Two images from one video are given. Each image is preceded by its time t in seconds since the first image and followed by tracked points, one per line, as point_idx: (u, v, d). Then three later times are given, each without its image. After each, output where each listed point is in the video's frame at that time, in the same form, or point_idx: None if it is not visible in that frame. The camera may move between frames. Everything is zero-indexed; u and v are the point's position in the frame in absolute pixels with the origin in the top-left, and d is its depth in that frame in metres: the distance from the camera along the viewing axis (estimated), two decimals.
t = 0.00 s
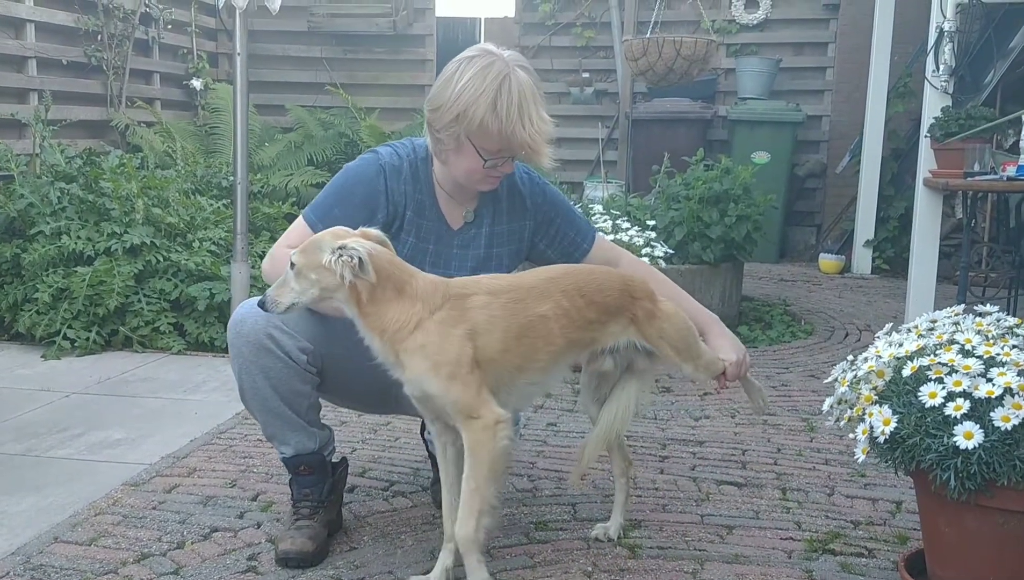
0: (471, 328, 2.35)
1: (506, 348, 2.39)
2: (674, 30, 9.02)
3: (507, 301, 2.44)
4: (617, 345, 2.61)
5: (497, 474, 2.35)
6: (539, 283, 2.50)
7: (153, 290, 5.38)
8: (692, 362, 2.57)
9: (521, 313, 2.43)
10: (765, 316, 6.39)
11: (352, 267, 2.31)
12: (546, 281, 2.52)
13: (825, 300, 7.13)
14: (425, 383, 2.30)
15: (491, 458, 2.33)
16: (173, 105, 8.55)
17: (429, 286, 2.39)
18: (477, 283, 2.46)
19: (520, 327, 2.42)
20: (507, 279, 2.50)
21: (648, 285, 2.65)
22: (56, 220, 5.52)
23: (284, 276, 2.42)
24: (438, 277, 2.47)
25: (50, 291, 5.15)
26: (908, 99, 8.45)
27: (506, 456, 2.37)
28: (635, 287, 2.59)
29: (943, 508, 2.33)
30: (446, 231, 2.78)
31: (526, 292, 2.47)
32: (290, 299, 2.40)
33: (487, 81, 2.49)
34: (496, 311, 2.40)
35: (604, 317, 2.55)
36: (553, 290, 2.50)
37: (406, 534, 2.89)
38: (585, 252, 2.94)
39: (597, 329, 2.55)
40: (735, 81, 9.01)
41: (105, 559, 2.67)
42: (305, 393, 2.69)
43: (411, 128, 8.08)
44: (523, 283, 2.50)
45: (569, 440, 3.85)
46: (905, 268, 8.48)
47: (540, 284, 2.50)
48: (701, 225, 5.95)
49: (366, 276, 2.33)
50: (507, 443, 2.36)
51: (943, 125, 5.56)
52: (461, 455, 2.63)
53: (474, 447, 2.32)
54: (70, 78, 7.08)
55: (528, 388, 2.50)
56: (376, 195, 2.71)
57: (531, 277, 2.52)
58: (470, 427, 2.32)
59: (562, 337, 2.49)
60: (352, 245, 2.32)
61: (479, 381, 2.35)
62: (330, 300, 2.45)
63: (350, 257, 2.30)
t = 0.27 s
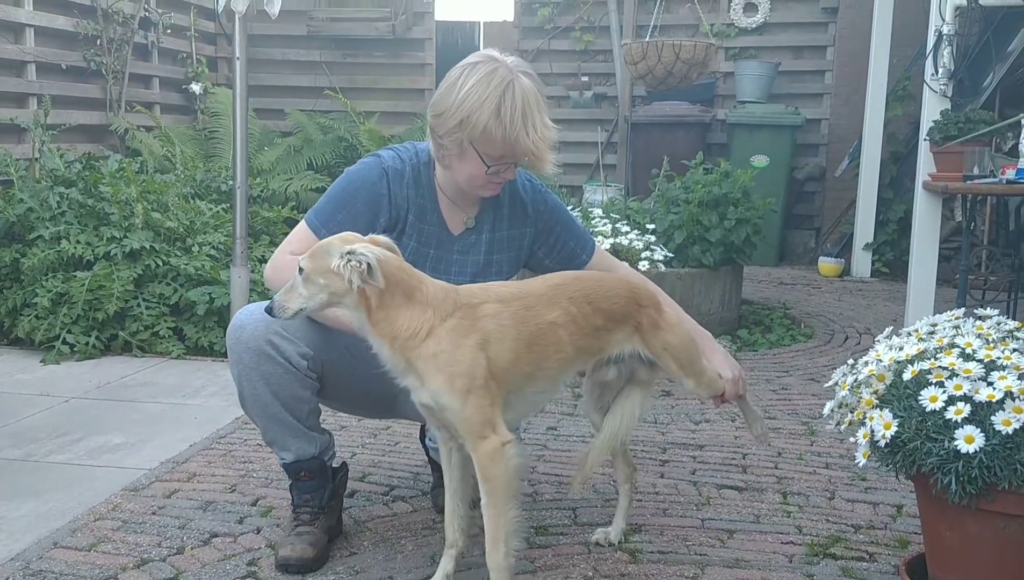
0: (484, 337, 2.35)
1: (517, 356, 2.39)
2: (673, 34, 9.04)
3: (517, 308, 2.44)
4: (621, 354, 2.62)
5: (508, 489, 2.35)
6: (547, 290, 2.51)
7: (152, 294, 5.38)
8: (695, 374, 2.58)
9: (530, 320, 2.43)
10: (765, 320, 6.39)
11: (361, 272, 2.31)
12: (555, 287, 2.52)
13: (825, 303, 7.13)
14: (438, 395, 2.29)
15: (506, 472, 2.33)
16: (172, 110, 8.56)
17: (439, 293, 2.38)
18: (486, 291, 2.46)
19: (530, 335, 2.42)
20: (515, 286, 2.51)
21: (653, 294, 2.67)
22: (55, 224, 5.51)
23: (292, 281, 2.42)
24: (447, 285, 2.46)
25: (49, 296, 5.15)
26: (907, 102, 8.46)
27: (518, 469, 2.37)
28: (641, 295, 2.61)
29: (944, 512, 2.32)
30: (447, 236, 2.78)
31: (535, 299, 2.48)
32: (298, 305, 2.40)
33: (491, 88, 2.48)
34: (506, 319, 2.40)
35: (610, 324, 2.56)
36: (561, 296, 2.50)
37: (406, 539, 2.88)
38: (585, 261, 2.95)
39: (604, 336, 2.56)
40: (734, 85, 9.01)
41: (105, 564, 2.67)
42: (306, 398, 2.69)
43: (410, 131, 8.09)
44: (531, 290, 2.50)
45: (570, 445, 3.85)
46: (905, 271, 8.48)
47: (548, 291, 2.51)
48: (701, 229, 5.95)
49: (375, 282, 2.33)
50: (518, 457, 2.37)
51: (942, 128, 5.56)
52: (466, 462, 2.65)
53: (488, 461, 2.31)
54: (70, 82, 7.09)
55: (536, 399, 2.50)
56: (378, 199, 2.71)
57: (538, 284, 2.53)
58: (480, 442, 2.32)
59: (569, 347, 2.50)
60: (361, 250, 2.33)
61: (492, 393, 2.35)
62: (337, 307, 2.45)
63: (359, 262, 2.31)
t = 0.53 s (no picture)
0: (480, 343, 2.35)
1: (514, 361, 2.39)
2: (674, 37, 9.04)
3: (511, 312, 2.44)
4: (616, 353, 2.61)
5: (510, 495, 2.37)
6: (541, 290, 2.51)
7: (153, 298, 5.38)
8: (690, 375, 2.54)
9: (525, 323, 2.43)
10: (765, 323, 6.40)
11: (350, 278, 2.33)
12: (549, 287, 2.52)
13: (826, 306, 7.13)
14: (437, 405, 2.30)
15: (508, 478, 2.35)
16: (173, 113, 8.56)
17: (432, 298, 2.38)
18: (480, 294, 2.46)
19: (527, 338, 2.42)
20: (510, 288, 2.50)
21: (645, 291, 2.66)
22: (56, 228, 5.52)
23: (287, 288, 2.43)
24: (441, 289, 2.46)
25: (50, 299, 5.15)
26: (907, 106, 8.46)
27: (519, 475, 2.38)
28: (633, 292, 2.60)
29: (946, 516, 2.32)
30: (451, 240, 2.78)
31: (528, 301, 2.47)
32: (294, 309, 2.41)
33: (495, 94, 2.48)
34: (502, 323, 2.40)
35: (604, 322, 2.55)
36: (555, 297, 2.50)
37: (407, 543, 2.88)
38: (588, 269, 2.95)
39: (598, 335, 2.56)
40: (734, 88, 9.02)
41: (105, 568, 2.67)
42: (307, 401, 2.69)
43: (411, 135, 8.08)
44: (526, 292, 2.50)
45: (570, 448, 3.84)
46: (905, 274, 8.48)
47: (540, 292, 2.50)
48: (701, 232, 5.95)
49: (365, 288, 2.34)
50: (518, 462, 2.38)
51: (942, 132, 5.56)
52: (469, 467, 2.65)
53: (490, 467, 2.33)
54: (70, 86, 7.09)
55: (535, 404, 2.51)
56: (382, 204, 2.71)
57: (533, 285, 2.52)
58: (482, 451, 2.33)
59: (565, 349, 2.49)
60: (351, 256, 2.33)
61: (492, 401, 2.34)
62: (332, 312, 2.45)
63: (348, 269, 2.32)
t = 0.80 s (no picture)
0: (475, 346, 2.34)
1: (510, 364, 2.39)
2: (673, 40, 9.05)
3: (506, 314, 2.44)
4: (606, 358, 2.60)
5: (507, 500, 2.37)
6: (536, 292, 2.51)
7: (152, 301, 5.37)
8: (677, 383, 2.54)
9: (520, 326, 2.43)
10: (764, 325, 6.40)
11: (345, 278, 2.33)
12: (544, 288, 2.52)
13: (824, 308, 7.13)
14: (433, 410, 2.29)
15: (505, 482, 2.35)
16: (171, 116, 8.56)
17: (426, 299, 2.38)
18: (476, 297, 2.46)
19: (522, 341, 2.41)
20: (505, 291, 2.50)
21: (639, 294, 2.66)
22: (55, 231, 5.51)
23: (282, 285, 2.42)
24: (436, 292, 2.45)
25: (48, 302, 5.14)
26: (905, 108, 8.46)
27: (517, 479, 2.38)
28: (626, 294, 2.60)
29: (946, 519, 2.32)
30: (451, 243, 2.78)
31: (523, 304, 2.47)
32: (289, 307, 2.39)
33: (493, 98, 2.48)
34: (498, 326, 2.40)
35: (598, 324, 2.55)
36: (551, 299, 2.50)
37: (407, 546, 2.87)
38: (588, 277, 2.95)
39: (591, 337, 2.56)
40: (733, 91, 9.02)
41: (104, 572, 2.66)
42: (306, 403, 2.68)
43: (410, 137, 8.08)
44: (521, 295, 2.49)
45: (569, 451, 3.85)
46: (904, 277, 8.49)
47: (535, 294, 2.50)
48: (700, 234, 5.95)
49: (360, 287, 2.34)
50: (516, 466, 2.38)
51: (940, 134, 5.56)
52: (466, 472, 2.65)
53: (487, 473, 2.32)
54: (69, 89, 7.09)
55: (531, 410, 2.50)
56: (383, 207, 2.71)
57: (527, 287, 2.52)
58: (478, 456, 2.32)
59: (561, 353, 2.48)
60: (347, 255, 2.33)
61: (489, 406, 2.34)
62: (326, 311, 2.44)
63: (344, 268, 2.32)
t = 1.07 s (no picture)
0: (475, 345, 2.34)
1: (510, 362, 2.39)
2: (672, 38, 9.05)
3: (505, 312, 2.44)
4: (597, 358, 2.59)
5: (508, 499, 2.37)
6: (535, 290, 2.51)
7: (150, 299, 5.37)
8: (657, 382, 2.51)
9: (519, 324, 2.43)
10: (763, 323, 6.40)
11: (346, 274, 2.31)
12: (543, 286, 2.52)
13: (823, 307, 7.13)
14: (434, 408, 2.29)
15: (505, 481, 2.35)
16: (170, 114, 8.55)
17: (426, 296, 2.37)
18: (475, 295, 2.46)
19: (522, 339, 2.41)
20: (504, 290, 2.50)
21: (637, 294, 2.67)
22: (53, 229, 5.50)
23: (283, 279, 2.41)
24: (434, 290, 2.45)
25: (47, 301, 5.14)
26: (904, 106, 8.46)
27: (517, 478, 2.38)
28: (625, 293, 2.61)
29: (945, 517, 2.32)
30: (449, 243, 2.78)
31: (522, 302, 2.48)
32: (288, 300, 2.38)
33: (486, 96, 2.48)
34: (497, 325, 2.40)
35: (596, 323, 2.56)
36: (549, 298, 2.50)
37: (405, 544, 2.87)
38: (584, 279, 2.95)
39: (589, 337, 2.56)
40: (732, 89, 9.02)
41: (102, 571, 2.66)
42: (304, 402, 2.68)
43: (409, 136, 8.08)
44: (519, 293, 2.50)
45: (568, 449, 3.85)
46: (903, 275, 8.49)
47: (534, 292, 2.51)
48: (699, 233, 5.95)
49: (360, 283, 2.33)
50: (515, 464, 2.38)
51: (939, 133, 5.56)
52: (466, 471, 2.65)
53: (487, 472, 2.32)
54: (67, 87, 7.08)
55: (530, 409, 2.50)
56: (380, 206, 2.70)
57: (526, 285, 2.53)
58: (479, 455, 2.32)
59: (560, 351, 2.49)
60: (347, 250, 2.33)
61: (489, 405, 2.34)
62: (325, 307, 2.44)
63: (345, 263, 2.31)
